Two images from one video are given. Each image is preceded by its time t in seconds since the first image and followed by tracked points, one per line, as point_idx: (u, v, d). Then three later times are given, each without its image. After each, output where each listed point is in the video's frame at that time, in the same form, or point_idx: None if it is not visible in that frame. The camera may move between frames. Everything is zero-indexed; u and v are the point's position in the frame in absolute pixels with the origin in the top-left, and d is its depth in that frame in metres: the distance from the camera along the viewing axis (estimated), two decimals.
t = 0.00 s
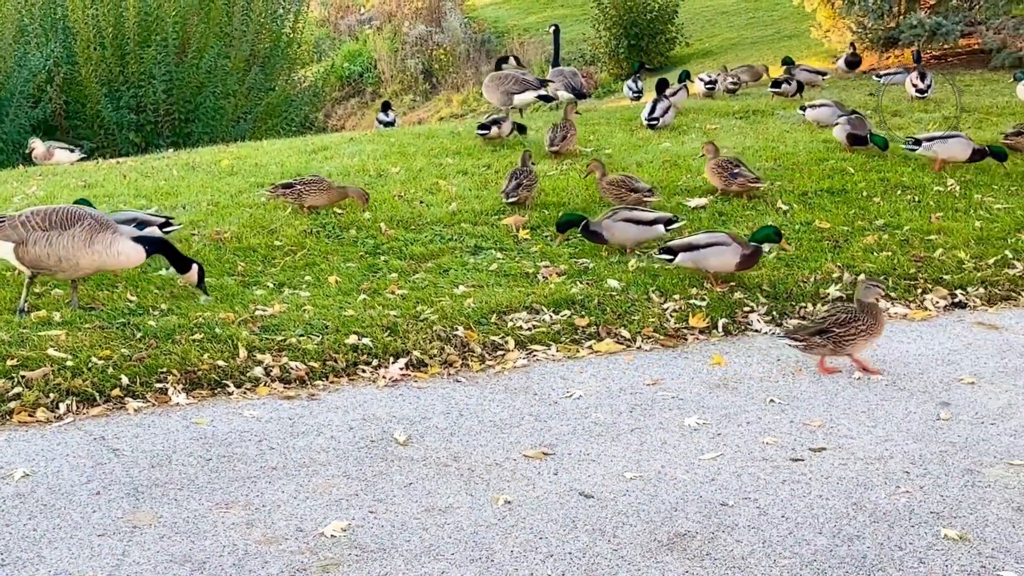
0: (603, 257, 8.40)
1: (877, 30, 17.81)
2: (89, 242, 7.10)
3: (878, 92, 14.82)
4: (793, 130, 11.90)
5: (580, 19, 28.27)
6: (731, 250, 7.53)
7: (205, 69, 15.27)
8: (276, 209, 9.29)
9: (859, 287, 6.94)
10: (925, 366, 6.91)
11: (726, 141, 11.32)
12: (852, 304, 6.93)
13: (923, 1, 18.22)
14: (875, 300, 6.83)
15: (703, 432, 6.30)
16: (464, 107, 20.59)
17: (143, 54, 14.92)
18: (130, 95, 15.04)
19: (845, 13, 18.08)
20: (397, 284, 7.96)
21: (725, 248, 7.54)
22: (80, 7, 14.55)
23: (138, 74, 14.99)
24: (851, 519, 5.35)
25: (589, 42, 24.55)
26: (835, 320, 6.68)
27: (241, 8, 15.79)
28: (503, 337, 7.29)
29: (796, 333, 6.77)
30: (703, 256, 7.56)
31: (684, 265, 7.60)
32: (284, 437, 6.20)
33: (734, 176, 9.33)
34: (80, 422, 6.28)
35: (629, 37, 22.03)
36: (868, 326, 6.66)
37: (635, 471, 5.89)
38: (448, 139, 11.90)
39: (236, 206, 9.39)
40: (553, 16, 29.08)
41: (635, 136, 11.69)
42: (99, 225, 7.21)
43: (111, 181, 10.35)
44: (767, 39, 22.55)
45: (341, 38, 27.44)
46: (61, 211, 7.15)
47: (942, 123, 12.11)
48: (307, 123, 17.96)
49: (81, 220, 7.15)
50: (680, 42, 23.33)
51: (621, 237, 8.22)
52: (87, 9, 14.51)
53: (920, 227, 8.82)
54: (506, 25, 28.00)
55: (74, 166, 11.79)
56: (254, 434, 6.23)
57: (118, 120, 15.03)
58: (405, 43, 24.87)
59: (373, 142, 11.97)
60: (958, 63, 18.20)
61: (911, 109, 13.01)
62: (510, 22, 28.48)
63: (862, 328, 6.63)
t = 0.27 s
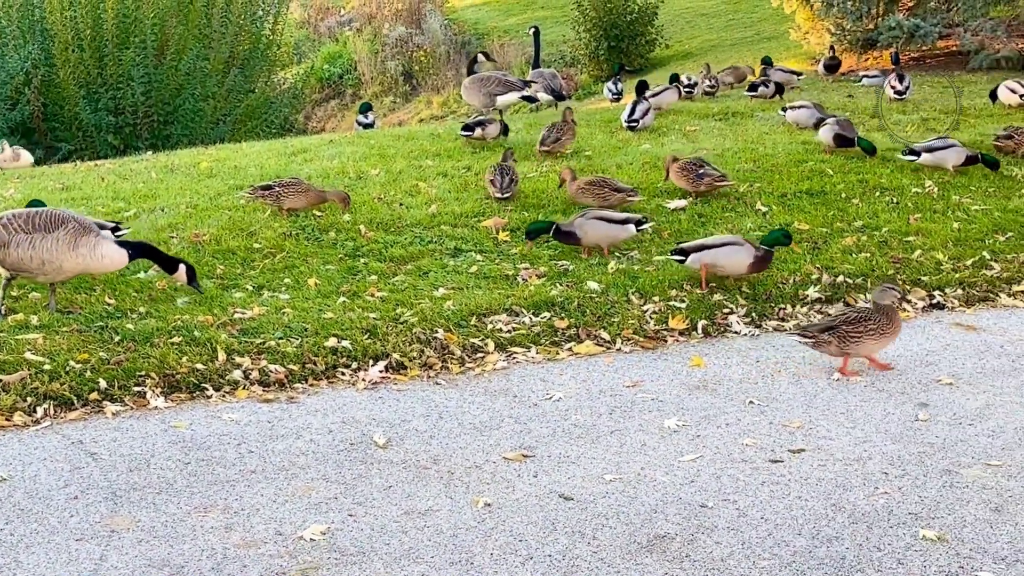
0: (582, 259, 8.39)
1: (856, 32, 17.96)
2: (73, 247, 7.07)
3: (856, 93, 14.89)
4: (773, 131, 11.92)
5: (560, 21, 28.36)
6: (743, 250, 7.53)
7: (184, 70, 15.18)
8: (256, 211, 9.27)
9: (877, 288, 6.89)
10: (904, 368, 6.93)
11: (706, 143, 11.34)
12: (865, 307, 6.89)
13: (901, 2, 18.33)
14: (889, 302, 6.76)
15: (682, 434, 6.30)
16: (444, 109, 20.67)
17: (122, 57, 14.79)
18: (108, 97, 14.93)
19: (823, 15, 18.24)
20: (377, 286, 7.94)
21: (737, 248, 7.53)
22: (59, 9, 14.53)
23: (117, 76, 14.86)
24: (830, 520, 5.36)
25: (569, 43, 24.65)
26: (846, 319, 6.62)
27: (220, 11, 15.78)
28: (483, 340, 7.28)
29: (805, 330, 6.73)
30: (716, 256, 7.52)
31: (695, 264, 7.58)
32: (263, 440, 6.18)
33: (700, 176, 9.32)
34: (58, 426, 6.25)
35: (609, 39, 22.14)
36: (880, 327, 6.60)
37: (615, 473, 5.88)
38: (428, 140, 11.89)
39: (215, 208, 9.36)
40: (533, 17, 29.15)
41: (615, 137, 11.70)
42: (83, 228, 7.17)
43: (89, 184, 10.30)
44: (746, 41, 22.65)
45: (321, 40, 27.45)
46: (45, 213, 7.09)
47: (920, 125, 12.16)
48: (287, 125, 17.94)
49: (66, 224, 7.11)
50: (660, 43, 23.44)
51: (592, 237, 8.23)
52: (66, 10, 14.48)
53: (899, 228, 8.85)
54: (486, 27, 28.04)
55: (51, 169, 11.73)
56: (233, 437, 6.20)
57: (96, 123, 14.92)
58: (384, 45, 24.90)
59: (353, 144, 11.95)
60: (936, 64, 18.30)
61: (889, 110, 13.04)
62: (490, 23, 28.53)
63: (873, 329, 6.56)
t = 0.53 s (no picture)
0: (564, 261, 8.39)
1: (836, 34, 18.02)
2: (55, 250, 7.04)
3: (837, 95, 14.94)
4: (754, 133, 11.94)
5: (541, 23, 28.41)
6: (756, 258, 7.51)
7: (165, 72, 15.09)
8: (236, 214, 9.24)
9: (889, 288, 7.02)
10: (884, 369, 6.94)
11: (687, 145, 11.35)
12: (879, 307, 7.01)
13: (881, 5, 18.44)
14: (903, 300, 6.91)
15: (663, 435, 6.30)
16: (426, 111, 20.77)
17: (102, 59, 14.67)
18: (88, 99, 14.82)
19: (804, 17, 18.32)
20: (358, 288, 7.92)
21: (750, 257, 7.50)
22: (40, 11, 14.52)
23: (97, 78, 14.72)
24: (811, 521, 5.37)
25: (551, 45, 24.74)
26: (865, 318, 6.73)
27: (201, 13, 15.76)
28: (464, 342, 7.27)
29: (825, 331, 6.79)
30: (730, 268, 7.46)
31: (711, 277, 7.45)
32: (243, 444, 6.16)
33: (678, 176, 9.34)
34: (37, 430, 6.21)
35: (590, 41, 22.27)
36: (897, 324, 6.73)
37: (596, 475, 5.88)
38: (410, 142, 11.88)
39: (196, 211, 9.34)
40: (514, 19, 29.19)
41: (596, 139, 11.71)
42: (64, 232, 7.15)
43: (69, 186, 10.25)
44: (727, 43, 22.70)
45: (302, 42, 27.45)
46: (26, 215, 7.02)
47: (900, 126, 12.20)
48: (268, 127, 17.94)
49: (47, 227, 7.06)
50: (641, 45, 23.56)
51: (570, 239, 8.22)
52: (47, 12, 14.44)
53: (879, 229, 8.88)
54: (468, 28, 28.06)
55: (30, 171, 11.67)
56: (213, 440, 6.18)
57: (76, 125, 14.81)
58: (366, 47, 24.92)
59: (334, 146, 11.93)
60: (916, 66, 18.39)
61: (869, 112, 13.07)
62: (472, 25, 28.55)
63: (891, 326, 6.68)
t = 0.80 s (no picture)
0: (545, 264, 8.39)
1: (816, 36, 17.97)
2: (32, 253, 7.01)
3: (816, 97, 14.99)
4: (733, 135, 11.96)
5: (522, 25, 28.47)
6: (759, 261, 7.53)
7: (144, 75, 14.94)
8: (216, 217, 9.21)
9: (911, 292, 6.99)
10: (863, 370, 6.95)
11: (667, 147, 11.37)
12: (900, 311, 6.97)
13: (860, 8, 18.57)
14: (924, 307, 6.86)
15: (643, 437, 6.30)
16: (407, 112, 21.06)
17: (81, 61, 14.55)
18: (67, 101, 14.72)
19: (783, 19, 18.30)
20: (338, 291, 7.90)
21: (753, 259, 7.54)
22: (18, 13, 14.40)
23: (76, 80, 14.61)
24: (790, 523, 5.37)
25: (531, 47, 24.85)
26: (880, 321, 6.71)
27: (179, 15, 15.73)
28: (445, 344, 7.27)
29: (839, 333, 6.80)
30: (735, 269, 7.51)
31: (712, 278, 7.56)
32: (222, 447, 6.14)
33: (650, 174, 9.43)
34: (15, 434, 6.17)
35: (571, 42, 22.61)
36: (913, 328, 6.69)
37: (576, 477, 5.87)
38: (390, 145, 11.86)
39: (175, 214, 9.31)
40: (493, 22, 29.25)
41: (577, 141, 11.72)
42: (39, 234, 7.11)
43: (47, 190, 10.20)
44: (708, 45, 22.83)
45: (283, 44, 27.41)
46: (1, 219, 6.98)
47: (879, 128, 12.24)
48: (247, 130, 17.96)
49: (23, 230, 7.02)
50: (622, 48, 23.73)
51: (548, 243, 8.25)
52: (25, 14, 14.36)
53: (858, 231, 8.90)
54: (448, 30, 28.08)
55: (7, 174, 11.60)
56: (193, 444, 6.15)
57: (54, 127, 14.71)
58: (347, 48, 25.00)
59: (314, 148, 11.90)
60: (895, 68, 18.47)
61: (849, 114, 13.09)
62: (452, 27, 28.59)
63: (906, 329, 6.65)
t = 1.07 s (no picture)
0: (527, 266, 8.38)
1: (795, 38, 18.09)
2: (6, 256, 7.01)
3: (797, 99, 15.05)
4: (715, 137, 11.98)
5: (502, 28, 28.49)
6: (773, 265, 7.56)
7: (124, 77, 14.83)
8: (197, 220, 9.18)
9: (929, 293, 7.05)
10: (845, 371, 6.97)
11: (649, 149, 11.38)
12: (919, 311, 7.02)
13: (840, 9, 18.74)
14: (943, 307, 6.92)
15: (625, 440, 6.30)
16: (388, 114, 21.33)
17: (60, 63, 14.43)
18: (47, 104, 14.61)
19: (764, 21, 18.36)
20: (320, 294, 7.89)
21: (766, 263, 7.57)
22: None
23: (55, 82, 14.50)
24: (772, 525, 5.38)
25: (512, 50, 24.96)
26: (899, 320, 6.75)
27: (159, 18, 15.68)
28: (426, 347, 7.26)
29: (858, 332, 6.83)
30: (748, 274, 7.54)
31: (726, 281, 7.56)
32: (203, 451, 6.11)
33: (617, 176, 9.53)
34: None
35: (552, 44, 22.85)
36: (932, 327, 6.73)
37: (558, 480, 5.87)
38: (371, 147, 11.84)
39: (155, 217, 9.27)
40: (473, 24, 29.29)
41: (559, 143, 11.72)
42: (13, 235, 7.09)
43: (26, 193, 10.14)
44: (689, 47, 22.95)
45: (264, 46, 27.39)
46: None
47: (860, 130, 12.28)
48: (228, 133, 17.97)
49: None
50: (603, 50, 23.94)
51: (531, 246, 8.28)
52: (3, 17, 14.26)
53: (839, 232, 8.92)
54: (429, 33, 28.11)
55: None
56: (174, 448, 6.13)
57: (34, 130, 14.56)
58: (328, 51, 25.01)
59: (295, 151, 11.88)
60: (875, 70, 18.56)
61: (831, 116, 13.11)
62: (433, 29, 28.63)
63: (926, 328, 6.69)
